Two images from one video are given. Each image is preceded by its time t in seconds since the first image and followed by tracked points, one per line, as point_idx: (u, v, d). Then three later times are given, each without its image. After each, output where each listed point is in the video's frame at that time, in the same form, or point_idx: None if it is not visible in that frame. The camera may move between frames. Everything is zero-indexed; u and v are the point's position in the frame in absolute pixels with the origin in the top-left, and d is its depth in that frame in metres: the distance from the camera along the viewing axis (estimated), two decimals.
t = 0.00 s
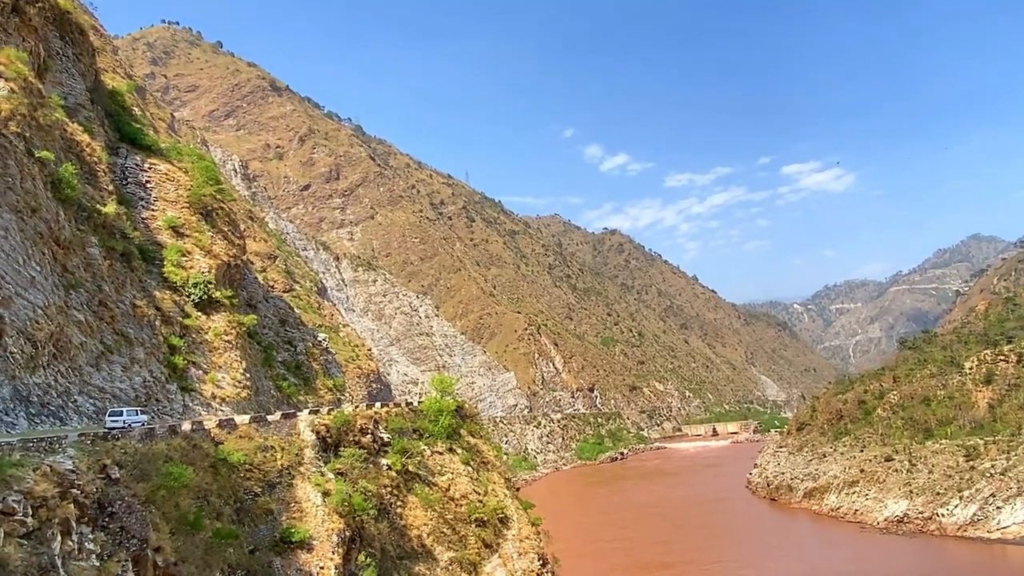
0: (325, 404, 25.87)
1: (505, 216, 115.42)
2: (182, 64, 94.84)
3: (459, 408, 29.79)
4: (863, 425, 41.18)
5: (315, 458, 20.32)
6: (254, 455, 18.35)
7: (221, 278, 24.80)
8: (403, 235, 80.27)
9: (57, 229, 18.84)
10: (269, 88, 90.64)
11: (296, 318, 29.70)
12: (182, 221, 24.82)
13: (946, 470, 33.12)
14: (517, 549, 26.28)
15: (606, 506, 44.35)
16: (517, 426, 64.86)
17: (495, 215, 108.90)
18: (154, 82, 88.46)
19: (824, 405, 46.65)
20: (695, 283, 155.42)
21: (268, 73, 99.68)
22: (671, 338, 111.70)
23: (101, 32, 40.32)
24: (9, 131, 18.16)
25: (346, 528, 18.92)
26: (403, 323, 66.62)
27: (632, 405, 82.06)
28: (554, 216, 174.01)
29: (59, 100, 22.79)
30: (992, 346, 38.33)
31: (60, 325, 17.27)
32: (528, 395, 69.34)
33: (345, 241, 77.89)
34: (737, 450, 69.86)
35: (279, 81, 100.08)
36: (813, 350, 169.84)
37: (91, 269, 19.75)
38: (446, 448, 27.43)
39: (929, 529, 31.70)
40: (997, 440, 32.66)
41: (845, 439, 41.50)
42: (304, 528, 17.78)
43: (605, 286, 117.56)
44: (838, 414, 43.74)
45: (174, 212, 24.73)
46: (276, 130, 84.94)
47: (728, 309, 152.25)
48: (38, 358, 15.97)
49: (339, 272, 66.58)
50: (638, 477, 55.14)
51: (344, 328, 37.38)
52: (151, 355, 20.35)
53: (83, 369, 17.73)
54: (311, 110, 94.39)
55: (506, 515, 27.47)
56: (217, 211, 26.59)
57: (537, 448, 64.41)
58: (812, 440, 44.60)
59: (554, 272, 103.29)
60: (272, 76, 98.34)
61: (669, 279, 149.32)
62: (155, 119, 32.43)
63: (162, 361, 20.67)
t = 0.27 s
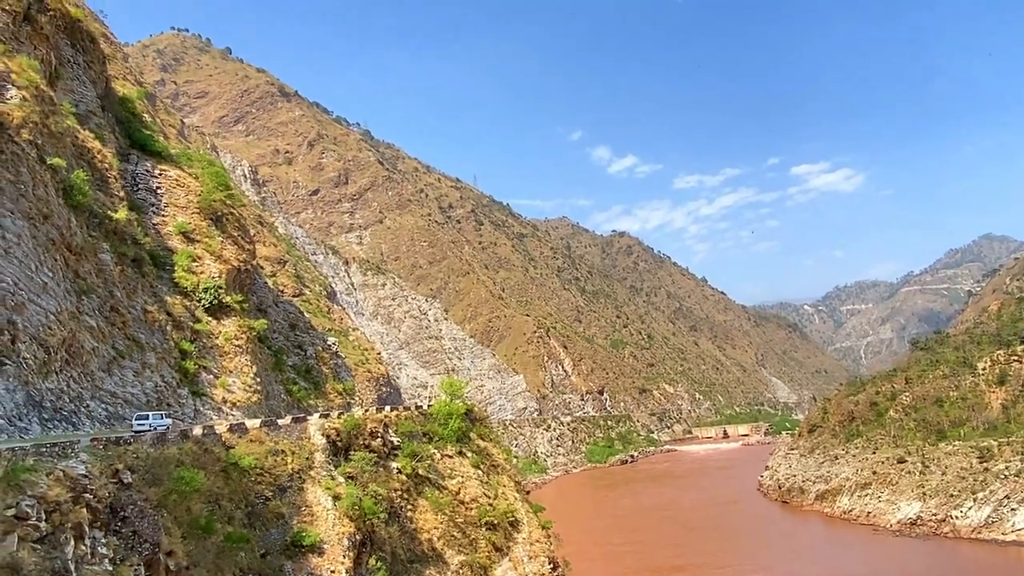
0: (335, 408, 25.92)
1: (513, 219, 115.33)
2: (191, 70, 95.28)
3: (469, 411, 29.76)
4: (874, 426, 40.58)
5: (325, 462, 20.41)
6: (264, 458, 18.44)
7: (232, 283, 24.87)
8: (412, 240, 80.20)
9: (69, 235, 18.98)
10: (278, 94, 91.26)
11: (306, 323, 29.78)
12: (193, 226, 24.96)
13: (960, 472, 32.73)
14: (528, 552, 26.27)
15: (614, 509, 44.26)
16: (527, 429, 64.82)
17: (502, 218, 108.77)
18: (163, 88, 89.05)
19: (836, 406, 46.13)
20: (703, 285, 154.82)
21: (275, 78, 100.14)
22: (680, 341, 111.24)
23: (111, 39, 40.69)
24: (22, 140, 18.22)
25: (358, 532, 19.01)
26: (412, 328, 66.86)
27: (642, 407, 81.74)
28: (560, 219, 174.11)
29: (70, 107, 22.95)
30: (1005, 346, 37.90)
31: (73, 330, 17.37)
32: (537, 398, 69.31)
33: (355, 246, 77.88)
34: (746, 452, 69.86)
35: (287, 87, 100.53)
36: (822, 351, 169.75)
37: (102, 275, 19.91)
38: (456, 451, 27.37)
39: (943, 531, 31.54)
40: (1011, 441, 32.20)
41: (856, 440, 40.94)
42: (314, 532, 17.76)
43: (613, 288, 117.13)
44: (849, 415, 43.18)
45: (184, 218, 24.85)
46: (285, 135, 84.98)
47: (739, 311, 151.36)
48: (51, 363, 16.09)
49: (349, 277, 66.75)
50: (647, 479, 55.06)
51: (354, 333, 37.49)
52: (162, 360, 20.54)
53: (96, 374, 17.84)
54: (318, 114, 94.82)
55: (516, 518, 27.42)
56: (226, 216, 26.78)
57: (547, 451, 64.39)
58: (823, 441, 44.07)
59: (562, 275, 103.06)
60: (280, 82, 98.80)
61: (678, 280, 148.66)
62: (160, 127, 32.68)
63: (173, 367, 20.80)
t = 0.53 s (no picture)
0: (393, 380, 34.58)
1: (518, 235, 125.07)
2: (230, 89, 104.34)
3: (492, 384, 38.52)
4: (797, 392, 56.57)
5: (386, 421, 28.28)
6: (342, 419, 25.95)
7: (316, 290, 33.47)
8: (451, 258, 88.37)
9: (197, 255, 27.29)
10: (350, 147, 98.96)
11: (370, 319, 38.57)
12: (287, 248, 33.59)
13: (862, 426, 46.77)
14: (537, 488, 34.97)
15: (602, 460, 54.37)
16: (534, 395, 74.21)
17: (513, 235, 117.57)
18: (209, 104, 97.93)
19: (767, 377, 63.30)
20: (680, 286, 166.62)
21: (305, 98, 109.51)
22: (651, 328, 121.91)
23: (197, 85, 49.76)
24: (160, 188, 26.52)
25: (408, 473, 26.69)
26: (449, 321, 74.79)
27: (621, 378, 91.06)
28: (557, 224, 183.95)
29: (198, 162, 31.46)
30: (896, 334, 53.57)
31: (199, 324, 25.41)
32: (543, 371, 78.58)
33: (407, 261, 85.76)
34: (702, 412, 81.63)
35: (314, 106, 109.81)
36: (769, 342, 182.64)
37: (221, 284, 28.05)
38: (483, 413, 36.03)
39: (850, 471, 44.75)
40: (901, 403, 46.26)
41: (783, 403, 57.00)
42: (378, 474, 25.28)
43: (597, 289, 126.95)
44: (778, 384, 59.84)
45: (281, 242, 33.51)
46: (356, 178, 93.31)
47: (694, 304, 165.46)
48: (184, 349, 23.95)
49: (401, 282, 74.73)
50: (630, 434, 65.61)
51: (406, 325, 46.27)
52: (266, 347, 28.80)
53: (216, 356, 25.79)
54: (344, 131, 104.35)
55: (528, 463, 36.30)
56: (312, 240, 35.75)
57: (550, 412, 73.59)
58: (757, 405, 60.45)
59: (561, 280, 112.74)
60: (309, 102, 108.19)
61: (647, 284, 160.04)
62: (263, 167, 40.96)
63: (272, 350, 29.03)
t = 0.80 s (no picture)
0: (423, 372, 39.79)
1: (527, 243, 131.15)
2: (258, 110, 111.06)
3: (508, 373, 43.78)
4: (775, 378, 65.65)
5: (418, 407, 27.62)
6: (381, 406, 25.45)
7: (357, 295, 38.90)
8: (474, 267, 93.04)
9: (258, 266, 30.35)
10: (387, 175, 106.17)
11: (403, 319, 44.30)
12: (333, 259, 39.19)
13: (834, 409, 54.16)
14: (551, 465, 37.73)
15: (610, 441, 59.82)
16: (546, 383, 79.40)
17: (525, 246, 122.53)
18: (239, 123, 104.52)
19: (749, 366, 72.24)
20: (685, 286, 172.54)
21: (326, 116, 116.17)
22: (647, 324, 127.75)
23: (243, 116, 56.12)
24: (224, 207, 29.69)
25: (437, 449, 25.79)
26: (472, 320, 80.47)
27: (621, 368, 96.79)
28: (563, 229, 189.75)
29: (259, 188, 37.24)
30: (864, 328, 61.31)
31: (260, 325, 27.92)
32: (554, 363, 84.03)
33: (435, 270, 90.81)
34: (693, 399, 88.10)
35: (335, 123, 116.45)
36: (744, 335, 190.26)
37: (278, 290, 31.41)
38: (501, 399, 41.04)
39: (823, 449, 51.89)
40: (867, 388, 53.87)
41: (763, 389, 65.58)
42: (411, 452, 24.43)
43: (599, 290, 132.76)
44: (758, 372, 68.91)
45: (328, 254, 39.15)
46: (390, 199, 99.25)
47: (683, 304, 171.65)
48: (247, 346, 26.25)
49: (430, 288, 80.56)
50: (633, 418, 71.80)
51: (434, 324, 52.04)
52: (315, 344, 32.22)
53: (275, 353, 28.31)
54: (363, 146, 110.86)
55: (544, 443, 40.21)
56: (354, 252, 41.69)
57: (562, 398, 78.71)
58: (741, 390, 68.94)
59: (568, 283, 118.63)
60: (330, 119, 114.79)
61: (644, 284, 165.70)
62: (311, 191, 47.42)
63: (321, 347, 32.66)
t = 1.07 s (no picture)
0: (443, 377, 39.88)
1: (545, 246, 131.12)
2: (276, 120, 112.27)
3: (528, 378, 43.74)
4: (802, 382, 64.66)
5: (438, 412, 27.82)
6: (402, 410, 25.57)
7: (378, 301, 39.07)
8: (491, 272, 92.96)
9: (281, 274, 30.66)
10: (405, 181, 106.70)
11: (422, 324, 44.54)
12: (354, 266, 39.50)
13: (864, 413, 53.20)
14: (571, 470, 37.54)
15: (633, 446, 59.29)
16: (566, 389, 79.50)
17: (543, 251, 122.22)
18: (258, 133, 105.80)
19: (774, 369, 71.35)
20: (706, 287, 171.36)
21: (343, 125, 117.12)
22: (668, 328, 127.08)
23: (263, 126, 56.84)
24: (248, 218, 30.17)
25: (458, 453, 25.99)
26: (491, 325, 80.68)
27: (641, 371, 96.48)
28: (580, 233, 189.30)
29: (281, 198, 37.74)
30: (894, 329, 60.08)
31: (284, 332, 28.10)
32: (573, 367, 84.01)
33: (454, 276, 90.89)
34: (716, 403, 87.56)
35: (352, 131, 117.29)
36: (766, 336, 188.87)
37: (301, 297, 31.68)
38: (521, 403, 40.89)
39: (854, 454, 51.29)
40: (900, 391, 52.70)
41: (790, 392, 64.69)
42: (432, 456, 24.60)
43: (619, 293, 132.45)
44: (784, 374, 68.13)
45: (349, 261, 39.47)
46: (409, 206, 99.70)
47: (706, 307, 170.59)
48: (271, 353, 26.46)
49: (449, 293, 80.85)
50: (654, 422, 71.35)
51: (454, 329, 52.27)
52: (337, 350, 32.36)
53: (299, 358, 28.45)
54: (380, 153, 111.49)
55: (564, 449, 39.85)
56: (373, 259, 42.00)
57: (581, 403, 78.90)
58: (766, 394, 68.24)
59: (586, 286, 118.38)
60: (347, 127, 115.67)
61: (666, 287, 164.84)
62: (332, 199, 48.05)
63: (342, 353, 32.75)
